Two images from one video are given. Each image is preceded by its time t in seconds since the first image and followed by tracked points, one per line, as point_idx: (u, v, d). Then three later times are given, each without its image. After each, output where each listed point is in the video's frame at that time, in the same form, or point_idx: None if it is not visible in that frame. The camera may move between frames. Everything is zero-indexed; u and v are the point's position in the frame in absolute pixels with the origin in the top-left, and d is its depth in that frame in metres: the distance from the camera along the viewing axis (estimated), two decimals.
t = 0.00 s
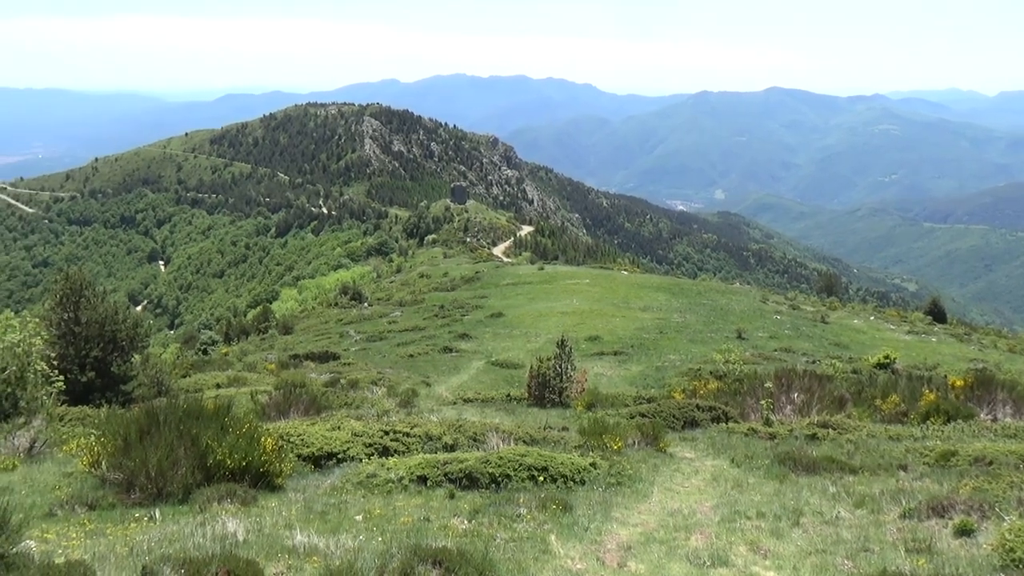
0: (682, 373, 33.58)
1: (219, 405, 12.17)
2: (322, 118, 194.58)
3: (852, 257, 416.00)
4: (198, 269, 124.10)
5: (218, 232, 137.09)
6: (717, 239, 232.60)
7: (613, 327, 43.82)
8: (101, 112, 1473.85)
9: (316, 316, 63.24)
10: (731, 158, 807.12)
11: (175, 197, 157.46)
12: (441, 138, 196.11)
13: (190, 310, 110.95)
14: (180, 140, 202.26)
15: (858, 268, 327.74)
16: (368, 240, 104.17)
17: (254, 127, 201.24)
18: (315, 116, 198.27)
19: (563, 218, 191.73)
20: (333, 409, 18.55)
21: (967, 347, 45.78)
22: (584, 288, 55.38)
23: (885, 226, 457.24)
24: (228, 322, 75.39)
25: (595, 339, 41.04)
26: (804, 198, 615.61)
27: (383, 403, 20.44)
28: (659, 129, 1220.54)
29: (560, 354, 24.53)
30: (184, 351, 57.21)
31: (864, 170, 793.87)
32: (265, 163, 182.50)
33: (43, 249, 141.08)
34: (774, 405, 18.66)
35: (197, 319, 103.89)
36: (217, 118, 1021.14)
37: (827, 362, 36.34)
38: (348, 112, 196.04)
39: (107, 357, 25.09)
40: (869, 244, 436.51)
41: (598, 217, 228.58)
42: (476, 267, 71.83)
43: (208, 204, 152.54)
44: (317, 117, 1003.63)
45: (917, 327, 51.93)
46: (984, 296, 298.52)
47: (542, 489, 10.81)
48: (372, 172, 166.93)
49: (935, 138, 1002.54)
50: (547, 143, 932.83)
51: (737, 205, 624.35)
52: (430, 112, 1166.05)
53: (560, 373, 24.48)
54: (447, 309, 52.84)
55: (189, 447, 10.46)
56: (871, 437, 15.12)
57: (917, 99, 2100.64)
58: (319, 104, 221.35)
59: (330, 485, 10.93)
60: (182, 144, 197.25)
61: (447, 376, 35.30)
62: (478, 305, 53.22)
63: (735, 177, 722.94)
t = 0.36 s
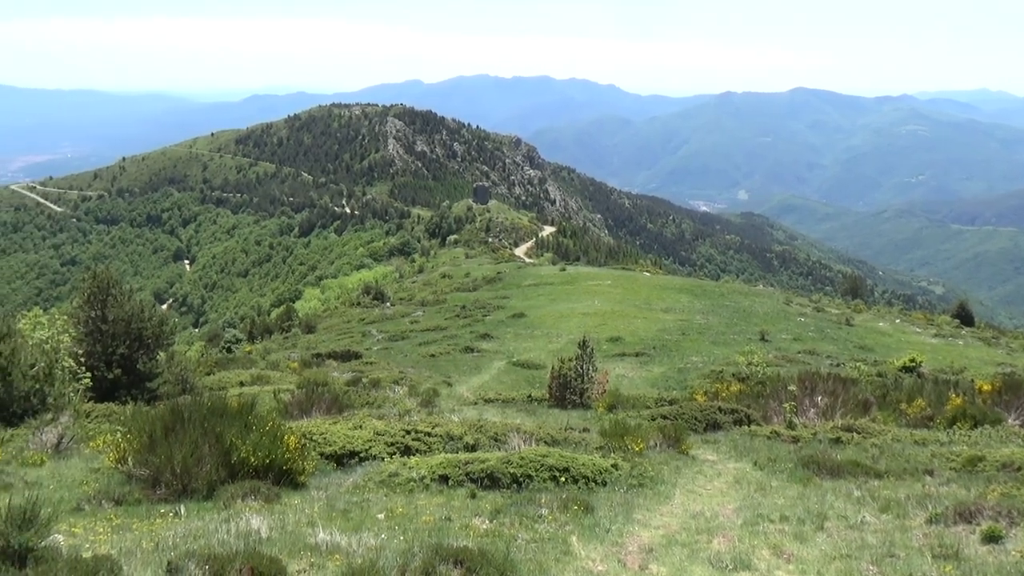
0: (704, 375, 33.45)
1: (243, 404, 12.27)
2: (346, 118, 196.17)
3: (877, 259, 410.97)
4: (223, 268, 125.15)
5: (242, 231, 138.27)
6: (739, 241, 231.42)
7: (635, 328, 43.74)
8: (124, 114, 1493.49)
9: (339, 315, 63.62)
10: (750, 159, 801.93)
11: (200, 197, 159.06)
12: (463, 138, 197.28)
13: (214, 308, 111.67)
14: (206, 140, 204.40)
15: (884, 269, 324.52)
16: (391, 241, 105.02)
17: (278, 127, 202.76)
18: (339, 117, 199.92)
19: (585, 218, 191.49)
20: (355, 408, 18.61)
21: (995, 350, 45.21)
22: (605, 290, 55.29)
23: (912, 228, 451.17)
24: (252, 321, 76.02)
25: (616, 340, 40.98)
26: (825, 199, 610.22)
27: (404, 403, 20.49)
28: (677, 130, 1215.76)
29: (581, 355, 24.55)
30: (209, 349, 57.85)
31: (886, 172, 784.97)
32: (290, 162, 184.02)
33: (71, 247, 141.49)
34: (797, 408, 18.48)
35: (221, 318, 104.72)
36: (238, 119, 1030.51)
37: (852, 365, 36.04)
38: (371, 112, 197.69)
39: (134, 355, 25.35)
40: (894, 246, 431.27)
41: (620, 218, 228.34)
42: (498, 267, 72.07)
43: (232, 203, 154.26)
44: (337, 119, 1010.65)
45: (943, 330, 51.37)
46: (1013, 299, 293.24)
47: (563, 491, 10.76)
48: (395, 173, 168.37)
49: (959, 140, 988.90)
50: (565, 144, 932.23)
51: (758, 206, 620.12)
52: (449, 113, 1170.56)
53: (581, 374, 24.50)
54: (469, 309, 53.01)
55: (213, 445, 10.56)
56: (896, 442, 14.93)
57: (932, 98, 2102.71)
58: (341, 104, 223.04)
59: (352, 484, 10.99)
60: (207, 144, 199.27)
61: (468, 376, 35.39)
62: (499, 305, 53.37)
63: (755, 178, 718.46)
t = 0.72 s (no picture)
0: (729, 377, 33.26)
1: (268, 403, 12.41)
2: (371, 119, 197.69)
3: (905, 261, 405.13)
4: (249, 267, 126.45)
5: (269, 230, 139.63)
6: (765, 242, 229.48)
7: (659, 329, 43.61)
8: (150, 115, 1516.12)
9: (363, 315, 64.05)
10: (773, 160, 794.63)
11: (227, 196, 161.01)
12: (487, 139, 197.94)
13: (240, 307, 112.67)
14: (233, 140, 206.79)
15: (913, 272, 320.08)
16: (415, 241, 105.96)
17: (304, 128, 204.79)
18: (364, 117, 201.54)
19: (609, 219, 190.93)
20: (379, 407, 18.71)
21: None
22: (629, 290, 55.14)
23: (941, 230, 444.00)
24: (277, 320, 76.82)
25: (640, 341, 40.87)
26: (850, 200, 602.47)
27: (428, 402, 20.53)
28: (698, 130, 1207.96)
29: (604, 356, 24.58)
30: (235, 347, 58.62)
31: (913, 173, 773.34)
32: (315, 162, 185.74)
33: (101, 246, 143.25)
34: (823, 411, 18.21)
35: (248, 316, 105.75)
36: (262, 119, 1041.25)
37: (879, 368, 35.65)
38: (397, 113, 199.24)
39: (162, 352, 25.73)
40: (922, 248, 424.77)
41: (644, 219, 227.66)
42: (521, 267, 72.25)
43: (259, 203, 156.02)
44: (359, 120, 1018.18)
45: (974, 333, 50.60)
46: None
47: (586, 492, 10.73)
48: (420, 173, 169.60)
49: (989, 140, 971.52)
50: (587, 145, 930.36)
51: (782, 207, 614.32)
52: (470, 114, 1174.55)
53: (604, 375, 24.54)
54: (492, 309, 53.19)
55: (239, 442, 10.66)
56: (925, 448, 14.71)
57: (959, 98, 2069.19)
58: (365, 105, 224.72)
59: (376, 482, 11.04)
60: (233, 144, 201.74)
61: (491, 377, 35.49)
62: (523, 305, 53.51)
63: (778, 178, 711.60)
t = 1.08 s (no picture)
0: (755, 381, 32.97)
1: (295, 401, 12.53)
2: (397, 120, 199.27)
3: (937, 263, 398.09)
4: (276, 266, 127.72)
5: (296, 230, 141.10)
6: (793, 244, 227.18)
7: (684, 331, 43.33)
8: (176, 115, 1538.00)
9: (388, 315, 64.49)
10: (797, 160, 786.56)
11: (255, 196, 162.89)
12: (512, 139, 198.33)
13: (268, 305, 113.90)
14: (261, 141, 209.34)
15: (944, 274, 315.29)
16: (440, 241, 107.30)
17: (330, 129, 206.75)
18: (390, 118, 203.10)
19: (634, 219, 190.13)
20: (404, 406, 18.82)
21: None
22: (654, 292, 54.90)
23: (974, 231, 435.54)
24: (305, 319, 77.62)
25: (664, 343, 40.66)
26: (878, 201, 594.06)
27: (452, 402, 20.60)
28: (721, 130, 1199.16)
29: (629, 357, 24.57)
30: (263, 346, 59.39)
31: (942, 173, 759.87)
32: (342, 163, 187.65)
33: (132, 245, 145.39)
34: (851, 415, 17.94)
35: (275, 315, 106.89)
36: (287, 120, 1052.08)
37: (909, 372, 35.11)
38: (423, 114, 200.74)
39: (191, 350, 26.13)
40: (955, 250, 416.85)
41: (670, 219, 226.82)
42: (546, 268, 72.26)
43: (286, 203, 157.75)
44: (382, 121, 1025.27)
45: (1008, 338, 49.58)
46: None
47: (610, 494, 10.68)
48: (445, 173, 170.69)
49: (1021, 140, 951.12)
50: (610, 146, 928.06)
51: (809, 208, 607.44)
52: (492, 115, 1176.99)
53: (628, 377, 24.55)
54: (516, 309, 53.31)
55: (266, 440, 10.80)
56: (957, 453, 14.47)
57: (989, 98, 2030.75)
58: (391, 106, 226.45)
59: (400, 481, 11.09)
60: (259, 145, 204.13)
61: (515, 377, 35.54)
62: (547, 306, 53.52)
63: (803, 179, 704.27)
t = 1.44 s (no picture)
0: (782, 384, 32.64)
1: (321, 399, 12.63)
2: (423, 121, 200.71)
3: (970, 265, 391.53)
4: (303, 266, 128.81)
5: (322, 231, 142.38)
6: (822, 246, 224.81)
7: (710, 333, 43.03)
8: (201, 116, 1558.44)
9: (413, 315, 64.87)
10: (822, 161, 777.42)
11: (283, 197, 164.61)
12: (538, 141, 198.49)
13: (294, 305, 114.89)
14: (288, 141, 211.74)
15: (977, 278, 309.80)
16: (465, 242, 108.70)
17: (357, 130, 208.55)
18: (417, 119, 204.55)
19: (661, 221, 189.31)
20: (429, 406, 18.90)
21: None
22: (680, 294, 54.63)
23: (1007, 234, 427.47)
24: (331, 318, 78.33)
25: (690, 345, 40.42)
26: (906, 203, 585.59)
27: (477, 403, 20.63)
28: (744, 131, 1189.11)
29: (654, 360, 24.54)
30: (290, 345, 60.09)
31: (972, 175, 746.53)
32: (369, 164, 189.48)
33: (163, 244, 147.39)
34: (881, 420, 17.75)
35: (302, 314, 107.81)
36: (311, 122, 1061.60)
37: (941, 377, 34.56)
38: (449, 115, 202.05)
39: (219, 349, 26.46)
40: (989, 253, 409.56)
41: (697, 221, 225.89)
42: (571, 269, 72.22)
43: (314, 203, 159.33)
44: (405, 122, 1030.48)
45: None
46: None
47: (635, 496, 10.61)
48: (470, 174, 171.68)
49: None
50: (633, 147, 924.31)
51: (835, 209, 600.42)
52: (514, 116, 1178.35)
53: (654, 379, 24.51)
54: (540, 311, 53.36)
55: (293, 437, 10.90)
56: (990, 460, 14.20)
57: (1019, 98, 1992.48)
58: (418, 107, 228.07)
59: (425, 481, 11.13)
60: (287, 146, 206.53)
61: (540, 378, 35.58)
62: (572, 307, 53.50)
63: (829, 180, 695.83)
